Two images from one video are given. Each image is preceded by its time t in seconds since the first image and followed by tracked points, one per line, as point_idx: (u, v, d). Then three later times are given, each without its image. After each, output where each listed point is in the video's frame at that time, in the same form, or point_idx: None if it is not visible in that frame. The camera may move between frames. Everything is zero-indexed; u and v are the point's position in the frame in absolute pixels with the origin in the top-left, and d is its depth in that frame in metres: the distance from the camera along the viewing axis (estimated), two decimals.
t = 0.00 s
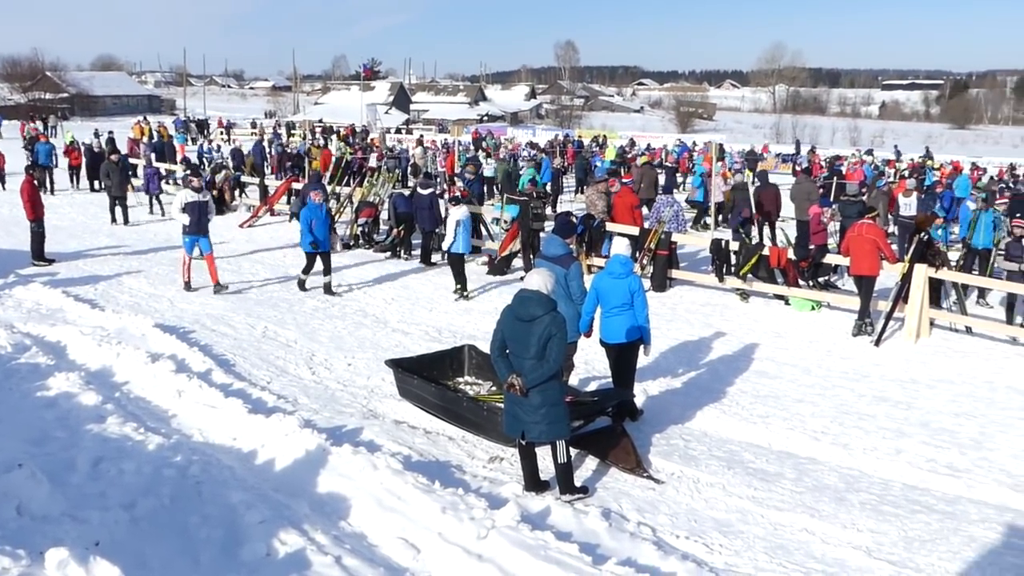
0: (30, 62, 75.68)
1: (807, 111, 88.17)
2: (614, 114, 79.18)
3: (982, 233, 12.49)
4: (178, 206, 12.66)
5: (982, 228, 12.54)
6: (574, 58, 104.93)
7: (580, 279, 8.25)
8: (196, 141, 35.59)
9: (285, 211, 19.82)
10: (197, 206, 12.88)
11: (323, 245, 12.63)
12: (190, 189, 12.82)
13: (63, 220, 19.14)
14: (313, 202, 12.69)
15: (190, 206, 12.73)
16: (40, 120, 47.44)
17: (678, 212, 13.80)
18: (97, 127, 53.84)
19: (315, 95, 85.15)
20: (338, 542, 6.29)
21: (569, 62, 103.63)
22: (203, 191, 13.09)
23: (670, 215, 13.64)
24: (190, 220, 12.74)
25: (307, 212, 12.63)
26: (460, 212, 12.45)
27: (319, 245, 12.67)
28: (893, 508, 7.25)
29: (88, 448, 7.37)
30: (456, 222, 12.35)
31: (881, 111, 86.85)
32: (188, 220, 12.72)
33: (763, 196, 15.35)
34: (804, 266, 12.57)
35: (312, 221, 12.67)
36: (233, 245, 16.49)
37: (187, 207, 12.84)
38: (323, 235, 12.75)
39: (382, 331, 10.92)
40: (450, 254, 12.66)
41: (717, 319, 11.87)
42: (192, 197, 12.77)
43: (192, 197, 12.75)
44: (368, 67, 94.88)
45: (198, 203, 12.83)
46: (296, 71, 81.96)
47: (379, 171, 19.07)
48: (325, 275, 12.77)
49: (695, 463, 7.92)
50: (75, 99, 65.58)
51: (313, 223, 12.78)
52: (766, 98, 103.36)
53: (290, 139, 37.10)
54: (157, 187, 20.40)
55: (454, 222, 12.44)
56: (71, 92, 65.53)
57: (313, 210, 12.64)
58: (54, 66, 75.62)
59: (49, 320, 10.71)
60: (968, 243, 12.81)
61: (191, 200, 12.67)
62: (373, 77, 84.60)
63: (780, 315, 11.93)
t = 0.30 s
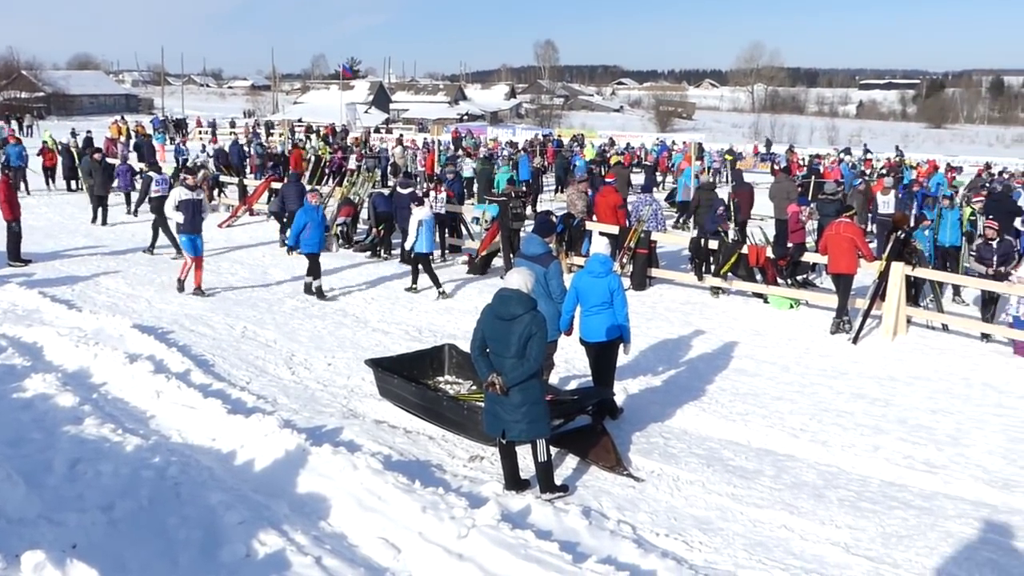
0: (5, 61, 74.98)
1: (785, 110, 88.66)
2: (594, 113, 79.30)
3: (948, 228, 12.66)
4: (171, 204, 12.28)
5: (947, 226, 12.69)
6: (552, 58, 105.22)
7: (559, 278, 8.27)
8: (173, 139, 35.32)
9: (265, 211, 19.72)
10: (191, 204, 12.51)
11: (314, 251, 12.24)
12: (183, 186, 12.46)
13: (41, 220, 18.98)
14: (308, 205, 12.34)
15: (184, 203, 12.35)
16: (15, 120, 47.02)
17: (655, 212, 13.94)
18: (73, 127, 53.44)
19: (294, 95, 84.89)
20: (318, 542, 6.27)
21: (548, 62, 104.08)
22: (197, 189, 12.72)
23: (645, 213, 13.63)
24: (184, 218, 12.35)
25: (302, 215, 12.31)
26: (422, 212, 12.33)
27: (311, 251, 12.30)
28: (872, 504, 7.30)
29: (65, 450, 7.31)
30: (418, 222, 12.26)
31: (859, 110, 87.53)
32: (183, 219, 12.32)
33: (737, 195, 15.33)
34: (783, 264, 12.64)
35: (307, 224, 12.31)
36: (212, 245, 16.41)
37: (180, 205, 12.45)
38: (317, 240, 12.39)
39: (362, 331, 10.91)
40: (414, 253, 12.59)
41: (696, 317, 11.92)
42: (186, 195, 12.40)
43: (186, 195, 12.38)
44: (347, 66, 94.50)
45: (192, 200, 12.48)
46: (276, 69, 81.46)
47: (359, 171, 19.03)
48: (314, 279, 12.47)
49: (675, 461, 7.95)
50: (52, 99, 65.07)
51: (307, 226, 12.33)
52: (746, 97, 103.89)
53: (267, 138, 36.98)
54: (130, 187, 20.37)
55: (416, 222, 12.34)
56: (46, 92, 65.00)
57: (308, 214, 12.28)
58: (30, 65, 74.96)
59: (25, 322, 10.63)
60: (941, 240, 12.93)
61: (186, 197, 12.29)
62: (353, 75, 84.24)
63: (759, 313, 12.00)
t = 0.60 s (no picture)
0: None
1: (763, 109, 89.19)
2: (573, 112, 79.45)
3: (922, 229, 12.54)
4: (164, 209, 12.28)
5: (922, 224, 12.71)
6: (531, 57, 105.20)
7: (539, 277, 8.28)
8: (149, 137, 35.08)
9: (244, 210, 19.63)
10: (183, 209, 12.54)
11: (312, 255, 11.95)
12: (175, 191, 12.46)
13: (17, 220, 18.80)
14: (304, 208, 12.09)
15: (177, 208, 12.37)
16: None
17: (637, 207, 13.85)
18: (48, 125, 52.93)
19: (272, 93, 84.45)
20: (298, 542, 6.25)
21: (527, 61, 104.13)
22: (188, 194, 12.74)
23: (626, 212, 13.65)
24: (178, 224, 12.37)
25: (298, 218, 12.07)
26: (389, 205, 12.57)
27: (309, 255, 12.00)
28: (850, 501, 7.35)
29: (42, 451, 7.24)
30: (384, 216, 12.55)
31: (836, 109, 88.21)
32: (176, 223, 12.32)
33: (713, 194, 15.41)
34: (762, 263, 12.69)
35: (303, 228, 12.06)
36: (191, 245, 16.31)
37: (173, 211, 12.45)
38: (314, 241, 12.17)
39: (342, 330, 10.88)
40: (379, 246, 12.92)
41: (675, 315, 11.96)
42: (179, 200, 12.42)
43: (179, 200, 12.40)
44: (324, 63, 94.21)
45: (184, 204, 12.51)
46: (253, 67, 81.01)
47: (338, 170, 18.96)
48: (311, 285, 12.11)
49: (655, 459, 7.97)
50: (26, 97, 64.41)
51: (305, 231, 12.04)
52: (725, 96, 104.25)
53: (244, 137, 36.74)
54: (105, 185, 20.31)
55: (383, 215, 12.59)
56: (21, 90, 64.36)
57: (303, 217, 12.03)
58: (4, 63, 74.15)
59: None
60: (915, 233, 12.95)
61: (179, 202, 12.31)
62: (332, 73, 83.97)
63: (738, 312, 12.06)
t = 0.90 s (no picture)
0: None
1: (742, 109, 89.58)
2: (553, 112, 79.52)
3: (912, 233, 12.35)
4: (156, 210, 11.84)
5: (903, 224, 12.64)
6: (510, 56, 105.08)
7: (518, 276, 8.30)
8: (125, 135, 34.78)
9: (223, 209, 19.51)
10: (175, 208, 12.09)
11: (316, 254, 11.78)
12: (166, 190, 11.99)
13: None
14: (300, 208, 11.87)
15: (169, 207, 11.94)
16: None
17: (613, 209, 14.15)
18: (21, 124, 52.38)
19: (249, 92, 83.94)
20: (277, 542, 6.22)
21: (505, 61, 104.12)
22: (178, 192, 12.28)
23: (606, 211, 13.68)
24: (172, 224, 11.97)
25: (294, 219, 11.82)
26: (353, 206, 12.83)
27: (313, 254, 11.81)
28: (828, 498, 7.40)
29: (17, 452, 7.17)
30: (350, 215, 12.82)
31: (815, 108, 88.76)
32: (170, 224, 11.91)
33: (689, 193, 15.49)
34: (740, 261, 12.73)
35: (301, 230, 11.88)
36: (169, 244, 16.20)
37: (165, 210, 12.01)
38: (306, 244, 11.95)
39: (321, 329, 10.84)
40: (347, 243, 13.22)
41: (655, 314, 12.00)
42: (171, 199, 11.97)
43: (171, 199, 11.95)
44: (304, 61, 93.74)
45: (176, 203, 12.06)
46: (231, 66, 80.50)
47: (317, 168, 18.87)
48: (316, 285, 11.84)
49: (634, 457, 7.99)
50: None
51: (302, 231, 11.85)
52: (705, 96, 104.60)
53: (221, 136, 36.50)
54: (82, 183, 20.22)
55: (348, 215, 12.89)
56: None
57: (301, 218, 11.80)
58: None
59: None
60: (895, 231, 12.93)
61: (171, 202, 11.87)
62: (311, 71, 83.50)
63: (717, 310, 12.11)
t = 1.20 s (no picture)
0: None
1: (721, 107, 89.97)
2: (533, 110, 79.54)
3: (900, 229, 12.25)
4: (149, 211, 11.70)
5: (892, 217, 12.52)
6: (490, 54, 104.93)
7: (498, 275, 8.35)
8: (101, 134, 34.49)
9: (202, 209, 19.42)
10: (168, 211, 11.99)
11: (306, 258, 11.68)
12: (161, 192, 11.80)
13: None
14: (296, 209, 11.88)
15: (162, 211, 11.81)
16: None
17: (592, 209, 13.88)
18: None
19: (227, 91, 83.43)
20: (257, 543, 6.20)
21: (486, 59, 103.93)
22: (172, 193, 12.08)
23: (585, 209, 13.72)
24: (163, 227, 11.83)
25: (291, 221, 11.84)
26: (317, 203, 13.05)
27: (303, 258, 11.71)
28: (807, 494, 7.45)
29: None
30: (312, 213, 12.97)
31: (793, 106, 89.28)
32: (162, 226, 11.79)
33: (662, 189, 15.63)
34: (720, 258, 12.76)
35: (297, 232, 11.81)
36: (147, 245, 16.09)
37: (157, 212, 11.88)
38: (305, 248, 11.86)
39: (301, 329, 10.80)
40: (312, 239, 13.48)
41: (635, 312, 12.03)
42: (165, 201, 11.85)
43: (164, 202, 11.84)
44: (283, 59, 93.25)
45: (169, 206, 11.90)
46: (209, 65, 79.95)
47: (296, 167, 18.80)
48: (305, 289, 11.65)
49: (615, 454, 8.01)
50: None
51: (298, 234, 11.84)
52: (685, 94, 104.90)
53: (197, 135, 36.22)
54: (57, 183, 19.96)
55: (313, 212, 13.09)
56: None
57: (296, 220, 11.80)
58: None
59: None
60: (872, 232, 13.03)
61: (165, 204, 11.76)
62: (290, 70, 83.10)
63: (697, 308, 12.16)
